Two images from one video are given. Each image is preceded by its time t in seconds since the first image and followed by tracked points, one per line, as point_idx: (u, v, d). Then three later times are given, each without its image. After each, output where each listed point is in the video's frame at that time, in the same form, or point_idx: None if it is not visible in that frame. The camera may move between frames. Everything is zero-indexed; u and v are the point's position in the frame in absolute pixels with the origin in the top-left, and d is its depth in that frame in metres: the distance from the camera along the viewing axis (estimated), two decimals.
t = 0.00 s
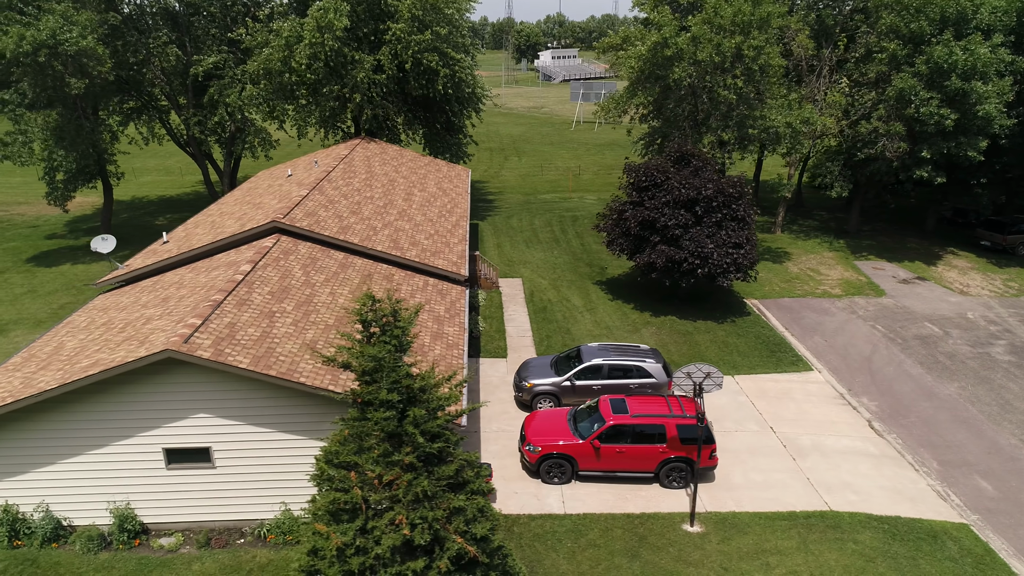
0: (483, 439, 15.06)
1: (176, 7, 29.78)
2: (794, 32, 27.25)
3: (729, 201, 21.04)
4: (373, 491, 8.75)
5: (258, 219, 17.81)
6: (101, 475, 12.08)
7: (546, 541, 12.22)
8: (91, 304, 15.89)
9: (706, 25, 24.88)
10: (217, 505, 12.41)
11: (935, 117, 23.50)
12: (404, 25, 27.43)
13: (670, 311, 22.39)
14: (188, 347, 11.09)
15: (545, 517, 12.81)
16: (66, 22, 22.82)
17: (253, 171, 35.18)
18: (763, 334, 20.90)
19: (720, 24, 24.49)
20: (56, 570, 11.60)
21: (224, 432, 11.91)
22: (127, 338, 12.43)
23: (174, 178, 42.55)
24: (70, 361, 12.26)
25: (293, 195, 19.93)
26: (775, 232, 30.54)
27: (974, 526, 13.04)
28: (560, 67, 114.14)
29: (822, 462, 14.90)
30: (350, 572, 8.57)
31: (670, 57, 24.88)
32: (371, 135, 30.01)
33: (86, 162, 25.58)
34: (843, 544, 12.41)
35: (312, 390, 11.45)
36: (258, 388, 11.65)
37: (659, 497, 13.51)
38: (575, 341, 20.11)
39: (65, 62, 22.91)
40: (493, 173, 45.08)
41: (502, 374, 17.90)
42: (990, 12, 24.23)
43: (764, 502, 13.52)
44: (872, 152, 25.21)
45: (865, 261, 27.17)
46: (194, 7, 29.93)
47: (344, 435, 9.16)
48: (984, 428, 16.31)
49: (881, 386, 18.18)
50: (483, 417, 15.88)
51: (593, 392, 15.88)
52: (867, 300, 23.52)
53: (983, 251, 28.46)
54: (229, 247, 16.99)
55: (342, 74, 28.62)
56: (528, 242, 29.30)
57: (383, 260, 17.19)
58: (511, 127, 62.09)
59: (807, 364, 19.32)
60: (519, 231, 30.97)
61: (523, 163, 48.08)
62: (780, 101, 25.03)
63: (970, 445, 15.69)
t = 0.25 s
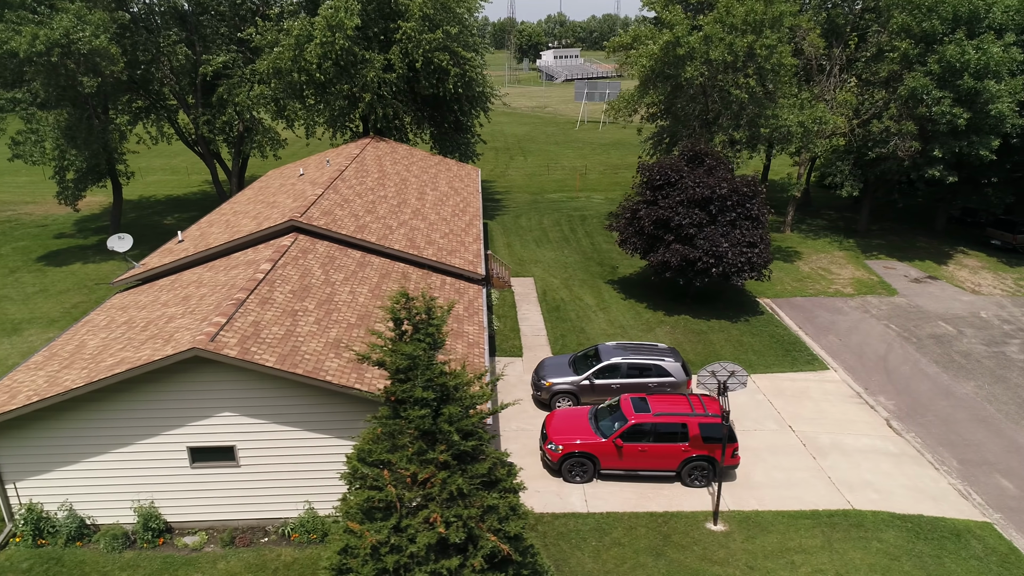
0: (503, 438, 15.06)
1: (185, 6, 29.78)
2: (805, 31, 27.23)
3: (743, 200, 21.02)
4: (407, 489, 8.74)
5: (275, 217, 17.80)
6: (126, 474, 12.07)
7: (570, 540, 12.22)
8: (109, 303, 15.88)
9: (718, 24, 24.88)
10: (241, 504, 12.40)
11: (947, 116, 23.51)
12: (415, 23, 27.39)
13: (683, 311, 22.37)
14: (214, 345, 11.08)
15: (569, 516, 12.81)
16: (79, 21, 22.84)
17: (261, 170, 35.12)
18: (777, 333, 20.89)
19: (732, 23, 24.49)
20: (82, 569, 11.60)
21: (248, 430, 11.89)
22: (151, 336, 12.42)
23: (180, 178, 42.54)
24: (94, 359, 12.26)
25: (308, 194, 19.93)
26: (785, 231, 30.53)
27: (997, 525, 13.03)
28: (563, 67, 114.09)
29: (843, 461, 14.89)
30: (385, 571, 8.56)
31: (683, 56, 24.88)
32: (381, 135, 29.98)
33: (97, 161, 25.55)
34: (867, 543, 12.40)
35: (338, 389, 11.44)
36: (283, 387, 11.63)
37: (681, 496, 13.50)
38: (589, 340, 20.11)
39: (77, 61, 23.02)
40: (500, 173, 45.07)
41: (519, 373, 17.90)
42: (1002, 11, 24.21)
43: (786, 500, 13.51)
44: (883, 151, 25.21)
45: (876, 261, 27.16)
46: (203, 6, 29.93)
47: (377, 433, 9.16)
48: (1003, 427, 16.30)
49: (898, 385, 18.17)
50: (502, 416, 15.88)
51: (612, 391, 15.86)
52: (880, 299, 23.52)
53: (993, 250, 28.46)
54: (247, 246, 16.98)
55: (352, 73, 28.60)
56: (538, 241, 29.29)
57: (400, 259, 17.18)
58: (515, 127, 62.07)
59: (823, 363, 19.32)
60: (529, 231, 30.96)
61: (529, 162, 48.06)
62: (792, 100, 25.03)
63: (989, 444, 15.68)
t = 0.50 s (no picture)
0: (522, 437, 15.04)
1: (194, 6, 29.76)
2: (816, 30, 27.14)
3: (757, 199, 21.00)
4: (440, 487, 8.73)
5: (291, 216, 17.79)
6: (150, 472, 12.05)
7: (595, 539, 12.21)
8: (127, 302, 15.86)
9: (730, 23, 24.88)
10: (265, 503, 12.38)
11: (959, 116, 23.52)
12: (425, 23, 27.37)
13: (696, 310, 22.36)
14: (240, 344, 11.06)
15: (592, 515, 12.80)
16: (92, 20, 22.87)
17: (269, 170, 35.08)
18: (791, 332, 20.88)
19: (744, 22, 24.50)
20: (107, 568, 11.58)
21: (273, 429, 11.86)
22: (175, 335, 12.41)
23: (186, 177, 42.50)
24: (118, 358, 12.24)
25: (322, 193, 19.92)
26: (794, 230, 30.53)
27: (1021, 524, 13.01)
28: (565, 66, 114.05)
29: (863, 460, 14.88)
30: (419, 569, 8.56)
31: (694, 54, 24.88)
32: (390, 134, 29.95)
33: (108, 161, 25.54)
34: (891, 542, 12.38)
35: (364, 387, 11.41)
36: (308, 386, 11.60)
37: (703, 495, 13.49)
38: (604, 339, 20.10)
39: (90, 61, 23.09)
40: (506, 172, 45.07)
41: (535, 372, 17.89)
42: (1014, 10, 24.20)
43: (809, 499, 13.50)
44: (895, 150, 25.20)
45: (886, 260, 27.16)
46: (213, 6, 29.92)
47: (409, 431, 9.14)
48: (1021, 426, 16.28)
49: (914, 384, 18.16)
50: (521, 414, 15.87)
51: (631, 390, 15.84)
52: (892, 298, 23.52)
53: (1003, 249, 28.45)
54: (264, 245, 16.97)
55: (362, 72, 28.58)
56: (548, 240, 29.28)
57: (417, 258, 17.16)
58: (519, 126, 62.04)
59: (838, 362, 19.31)
60: (538, 230, 30.96)
61: (535, 162, 48.06)
62: (804, 99, 25.03)
63: (1009, 443, 15.67)
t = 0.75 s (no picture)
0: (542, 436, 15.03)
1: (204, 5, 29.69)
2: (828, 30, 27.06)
3: (772, 198, 20.98)
4: (475, 486, 8.74)
5: (308, 216, 17.77)
6: (174, 472, 12.03)
7: (620, 538, 12.20)
8: (145, 301, 15.84)
9: (743, 22, 24.88)
10: (288, 502, 12.35)
11: (972, 115, 23.52)
12: (436, 22, 27.34)
13: (710, 309, 22.34)
14: (267, 343, 11.04)
15: (615, 514, 12.78)
16: (105, 19, 22.88)
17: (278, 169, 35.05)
18: (806, 332, 20.87)
19: (757, 21, 24.49)
20: (132, 568, 11.55)
21: (297, 429, 11.84)
22: (199, 334, 12.39)
23: (193, 177, 42.46)
24: (142, 357, 12.22)
25: (337, 193, 19.92)
26: (804, 229, 30.52)
27: None
28: (567, 66, 114.00)
29: (883, 459, 14.86)
30: (454, 568, 8.56)
31: (707, 54, 24.87)
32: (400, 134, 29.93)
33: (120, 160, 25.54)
34: (916, 541, 12.36)
35: (390, 386, 11.40)
36: (334, 385, 11.57)
37: (726, 494, 13.47)
38: (619, 339, 20.08)
39: (103, 60, 23.10)
40: (512, 172, 45.06)
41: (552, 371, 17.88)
42: None
43: (831, 499, 13.49)
44: (907, 150, 25.18)
45: (897, 259, 27.16)
46: (222, 5, 29.89)
47: (442, 430, 9.14)
48: None
49: (931, 384, 18.14)
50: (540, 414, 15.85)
51: (649, 389, 15.82)
52: (905, 298, 23.51)
53: (1013, 249, 28.45)
54: (281, 244, 16.94)
55: (372, 72, 28.56)
56: (558, 240, 29.27)
57: (434, 257, 17.14)
58: (524, 126, 62.01)
59: (853, 362, 19.29)
60: (548, 230, 30.94)
61: (541, 161, 48.04)
62: (816, 99, 25.00)
63: None
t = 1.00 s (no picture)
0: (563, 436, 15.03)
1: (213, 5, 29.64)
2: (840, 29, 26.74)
3: (787, 198, 20.99)
4: (511, 486, 8.73)
5: (326, 215, 17.76)
6: (200, 471, 12.01)
7: (645, 538, 12.20)
8: (164, 301, 15.82)
9: (755, 22, 24.90)
10: (313, 502, 12.33)
11: (985, 115, 23.52)
12: (447, 22, 27.32)
13: (723, 309, 22.33)
14: (295, 342, 11.03)
15: (639, 514, 12.78)
16: (119, 20, 22.93)
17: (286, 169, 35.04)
18: (821, 331, 20.86)
19: (770, 21, 24.50)
20: (159, 568, 11.53)
21: (323, 428, 11.82)
22: (223, 333, 12.38)
23: (199, 177, 42.45)
24: (167, 357, 12.20)
25: (352, 192, 19.91)
26: (814, 229, 30.52)
27: None
28: (569, 66, 114.02)
29: (904, 459, 14.85)
30: (490, 567, 8.58)
31: (719, 53, 24.87)
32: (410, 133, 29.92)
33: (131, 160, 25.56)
34: (941, 541, 12.34)
35: (417, 386, 11.38)
36: (361, 384, 11.56)
37: (749, 493, 13.46)
38: (635, 338, 20.08)
39: (116, 60, 23.19)
40: (519, 172, 45.07)
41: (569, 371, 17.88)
42: None
43: (855, 498, 13.48)
44: (919, 149, 25.16)
45: (908, 259, 27.16)
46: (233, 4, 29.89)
47: (477, 430, 9.13)
48: None
49: (948, 383, 18.13)
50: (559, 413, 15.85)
51: (669, 389, 15.81)
52: (918, 297, 23.51)
53: None
54: (299, 244, 16.93)
55: (383, 71, 28.56)
56: (569, 239, 29.27)
57: (452, 257, 17.13)
58: (528, 126, 62.02)
59: (869, 361, 19.28)
60: (557, 229, 30.95)
61: (547, 161, 48.05)
62: (828, 98, 25.02)
63: None
